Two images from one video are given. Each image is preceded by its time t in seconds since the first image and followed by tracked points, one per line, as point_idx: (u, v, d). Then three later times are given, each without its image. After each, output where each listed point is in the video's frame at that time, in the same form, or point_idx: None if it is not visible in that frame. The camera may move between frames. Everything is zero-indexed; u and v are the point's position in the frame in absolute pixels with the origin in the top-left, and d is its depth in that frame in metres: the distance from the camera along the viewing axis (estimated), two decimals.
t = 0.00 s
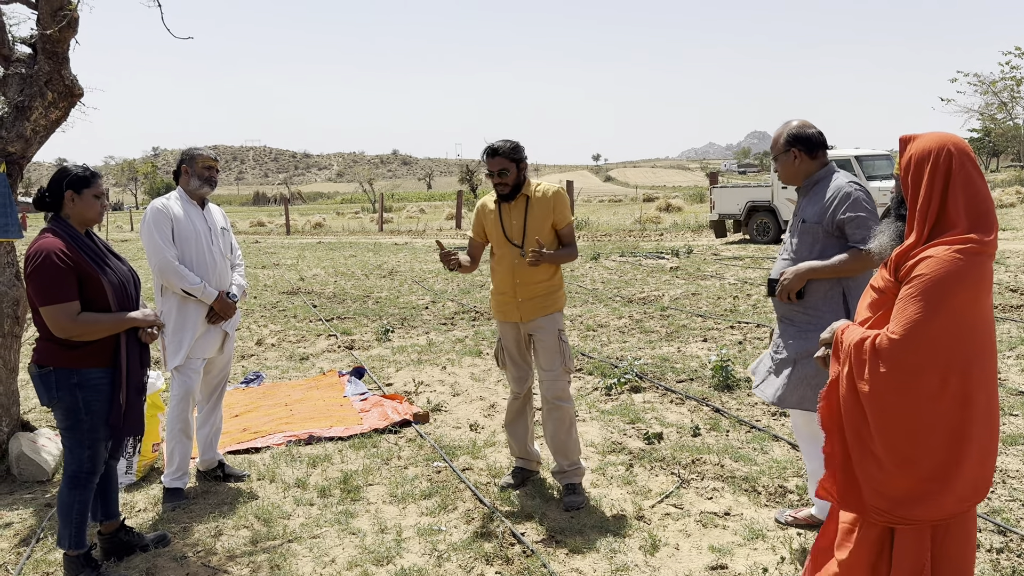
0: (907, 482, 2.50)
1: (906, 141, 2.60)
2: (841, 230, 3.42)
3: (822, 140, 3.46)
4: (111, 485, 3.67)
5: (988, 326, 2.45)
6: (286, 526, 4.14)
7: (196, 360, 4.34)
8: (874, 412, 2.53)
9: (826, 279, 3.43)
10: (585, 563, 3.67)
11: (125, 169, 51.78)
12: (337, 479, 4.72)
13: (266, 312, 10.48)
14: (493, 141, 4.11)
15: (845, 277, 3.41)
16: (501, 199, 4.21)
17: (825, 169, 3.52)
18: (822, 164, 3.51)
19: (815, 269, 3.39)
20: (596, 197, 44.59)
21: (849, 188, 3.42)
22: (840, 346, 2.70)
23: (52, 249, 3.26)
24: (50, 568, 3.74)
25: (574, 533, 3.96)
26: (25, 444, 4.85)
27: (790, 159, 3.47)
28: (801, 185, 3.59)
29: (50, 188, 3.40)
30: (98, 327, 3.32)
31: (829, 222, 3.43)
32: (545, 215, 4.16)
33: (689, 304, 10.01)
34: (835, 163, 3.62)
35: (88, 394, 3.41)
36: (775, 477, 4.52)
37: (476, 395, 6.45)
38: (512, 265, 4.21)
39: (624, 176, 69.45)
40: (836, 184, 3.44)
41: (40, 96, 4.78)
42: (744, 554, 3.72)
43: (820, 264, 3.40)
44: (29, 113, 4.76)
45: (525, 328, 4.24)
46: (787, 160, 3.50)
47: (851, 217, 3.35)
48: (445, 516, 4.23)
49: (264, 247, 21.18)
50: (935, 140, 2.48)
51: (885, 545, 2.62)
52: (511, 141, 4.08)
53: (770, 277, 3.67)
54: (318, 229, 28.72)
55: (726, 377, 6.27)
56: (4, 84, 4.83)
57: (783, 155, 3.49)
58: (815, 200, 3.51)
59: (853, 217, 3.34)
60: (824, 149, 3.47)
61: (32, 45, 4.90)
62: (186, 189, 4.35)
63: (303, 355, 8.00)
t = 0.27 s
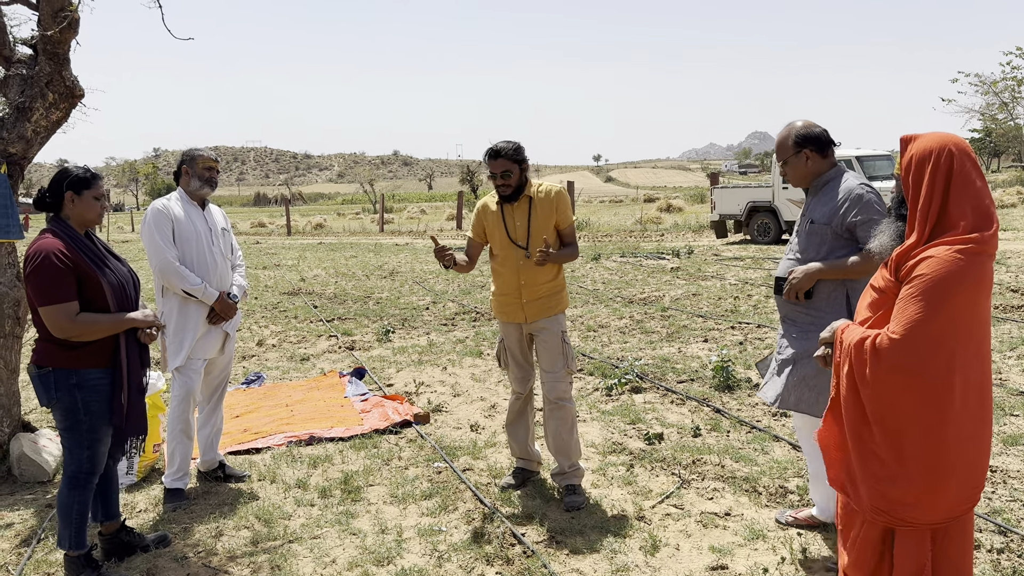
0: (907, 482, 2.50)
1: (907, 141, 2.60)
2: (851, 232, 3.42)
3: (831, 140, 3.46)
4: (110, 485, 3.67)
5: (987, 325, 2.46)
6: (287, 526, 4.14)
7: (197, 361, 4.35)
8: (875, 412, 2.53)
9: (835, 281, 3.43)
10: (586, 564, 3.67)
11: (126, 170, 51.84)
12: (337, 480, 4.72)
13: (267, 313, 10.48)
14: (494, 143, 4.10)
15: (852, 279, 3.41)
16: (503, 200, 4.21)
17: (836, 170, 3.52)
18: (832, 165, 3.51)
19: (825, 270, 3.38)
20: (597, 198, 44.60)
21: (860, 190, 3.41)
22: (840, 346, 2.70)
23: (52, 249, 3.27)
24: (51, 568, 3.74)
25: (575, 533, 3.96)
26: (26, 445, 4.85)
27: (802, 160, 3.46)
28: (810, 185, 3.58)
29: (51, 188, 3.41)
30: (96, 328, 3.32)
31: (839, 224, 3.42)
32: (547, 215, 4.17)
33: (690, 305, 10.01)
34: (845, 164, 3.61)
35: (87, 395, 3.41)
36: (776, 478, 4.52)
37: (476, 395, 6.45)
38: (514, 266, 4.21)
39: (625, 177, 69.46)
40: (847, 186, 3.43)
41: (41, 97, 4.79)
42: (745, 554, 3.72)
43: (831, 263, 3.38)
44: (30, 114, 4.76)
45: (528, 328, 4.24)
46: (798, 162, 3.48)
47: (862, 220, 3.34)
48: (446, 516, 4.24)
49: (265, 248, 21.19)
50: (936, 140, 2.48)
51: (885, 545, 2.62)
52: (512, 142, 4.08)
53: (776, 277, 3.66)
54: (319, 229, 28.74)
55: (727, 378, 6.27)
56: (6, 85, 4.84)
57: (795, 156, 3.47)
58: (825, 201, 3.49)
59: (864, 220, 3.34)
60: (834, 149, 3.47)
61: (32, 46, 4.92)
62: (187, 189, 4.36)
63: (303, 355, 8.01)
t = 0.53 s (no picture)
0: (909, 482, 2.49)
1: (909, 141, 2.60)
2: (855, 232, 3.41)
3: (833, 140, 3.47)
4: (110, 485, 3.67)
5: (988, 325, 2.46)
6: (288, 526, 4.14)
7: (198, 361, 4.35)
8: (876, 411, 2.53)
9: (840, 281, 3.42)
10: (587, 563, 3.67)
11: (127, 171, 51.88)
12: (338, 480, 4.72)
13: (268, 313, 10.49)
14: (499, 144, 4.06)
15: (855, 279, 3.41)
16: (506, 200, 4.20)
17: (839, 170, 3.52)
18: (835, 165, 3.52)
19: (830, 269, 3.38)
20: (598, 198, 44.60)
21: (864, 190, 3.41)
22: (841, 345, 2.70)
23: (51, 249, 3.27)
24: (52, 568, 3.74)
25: (576, 533, 3.96)
26: (27, 445, 4.85)
27: (806, 160, 3.47)
28: (813, 185, 3.58)
29: (51, 189, 3.41)
30: (95, 328, 3.32)
31: (843, 224, 3.42)
32: (549, 215, 4.16)
33: (691, 305, 10.01)
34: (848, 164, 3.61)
35: (86, 394, 3.41)
36: (777, 478, 4.52)
37: (477, 395, 6.45)
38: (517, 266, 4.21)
39: (625, 177, 69.45)
40: (851, 186, 3.42)
41: (42, 97, 4.79)
42: (746, 554, 3.72)
43: (835, 263, 3.38)
44: (31, 114, 4.77)
45: (529, 328, 4.24)
46: (802, 162, 3.49)
47: (866, 220, 3.34)
48: (447, 516, 4.24)
49: (266, 248, 21.21)
50: (938, 140, 2.47)
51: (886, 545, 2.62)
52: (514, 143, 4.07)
53: (778, 276, 3.66)
54: (320, 229, 28.75)
55: (727, 378, 6.27)
56: (7, 86, 4.85)
57: (799, 157, 3.47)
58: (829, 201, 3.49)
59: (868, 220, 3.33)
60: (836, 148, 3.48)
61: (33, 46, 4.93)
62: (187, 190, 4.36)
63: (304, 355, 8.01)
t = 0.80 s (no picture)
0: (911, 480, 2.49)
1: (909, 140, 2.60)
2: (856, 232, 3.41)
3: (834, 140, 3.48)
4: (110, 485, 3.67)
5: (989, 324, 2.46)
6: (288, 526, 4.14)
7: (198, 361, 4.35)
8: (877, 411, 2.53)
9: (841, 280, 3.42)
10: (587, 563, 3.67)
11: (127, 171, 51.91)
12: (339, 480, 4.72)
13: (268, 313, 10.49)
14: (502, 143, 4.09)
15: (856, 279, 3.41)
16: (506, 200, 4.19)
17: (840, 170, 3.52)
18: (836, 165, 3.52)
19: (832, 269, 3.38)
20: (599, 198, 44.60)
21: (865, 190, 3.41)
22: (841, 345, 2.70)
23: (49, 249, 3.27)
24: (53, 568, 3.74)
25: (576, 533, 3.96)
26: (28, 445, 4.85)
27: (808, 160, 3.47)
28: (814, 185, 3.58)
29: (49, 190, 3.42)
30: (94, 328, 3.33)
31: (845, 224, 3.42)
32: (550, 216, 4.17)
33: (691, 305, 10.00)
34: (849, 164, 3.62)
35: (85, 394, 3.42)
36: (777, 477, 4.52)
37: (478, 395, 6.45)
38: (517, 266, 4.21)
39: (626, 177, 69.45)
40: (852, 186, 3.42)
41: (43, 98, 4.80)
42: (747, 553, 3.72)
43: (836, 263, 3.38)
44: (32, 115, 4.78)
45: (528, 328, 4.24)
46: (804, 163, 3.49)
47: (867, 221, 3.34)
48: (447, 516, 4.24)
49: (267, 248, 21.21)
50: (938, 139, 2.47)
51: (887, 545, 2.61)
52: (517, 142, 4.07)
53: (779, 276, 3.66)
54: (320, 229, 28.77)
55: (728, 378, 6.27)
56: (7, 86, 4.85)
57: (801, 157, 3.47)
58: (831, 201, 3.49)
59: (870, 220, 3.33)
60: (836, 149, 3.49)
61: (34, 47, 4.94)
62: (188, 190, 4.36)
63: (305, 355, 8.01)
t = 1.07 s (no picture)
0: (908, 480, 2.50)
1: (909, 141, 2.60)
2: (856, 232, 3.41)
3: (834, 140, 3.48)
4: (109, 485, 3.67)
5: (989, 326, 2.46)
6: (289, 526, 4.15)
7: (199, 361, 4.35)
8: (876, 411, 2.54)
9: (841, 281, 3.42)
10: (587, 563, 3.67)
11: (128, 171, 51.92)
12: (339, 480, 4.73)
13: (268, 314, 10.50)
14: (498, 140, 4.11)
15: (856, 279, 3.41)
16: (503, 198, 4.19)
17: (840, 171, 3.52)
18: (836, 165, 3.52)
19: (831, 270, 3.38)
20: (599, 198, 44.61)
21: (865, 190, 3.42)
22: (841, 345, 2.71)
23: (48, 250, 3.28)
24: (53, 568, 3.75)
25: (576, 533, 3.96)
26: (28, 445, 4.86)
27: (808, 160, 3.47)
28: (814, 186, 3.58)
29: (48, 190, 3.42)
30: (92, 328, 3.33)
31: (845, 224, 3.42)
32: (547, 216, 4.16)
33: (691, 305, 10.01)
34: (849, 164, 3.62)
35: (84, 395, 3.42)
36: (777, 478, 4.52)
37: (478, 395, 6.46)
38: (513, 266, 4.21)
39: (626, 177, 69.45)
40: (853, 186, 3.42)
41: (43, 98, 4.80)
42: (746, 553, 3.72)
43: (837, 263, 3.38)
44: (32, 115, 4.78)
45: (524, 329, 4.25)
46: (804, 163, 3.49)
47: (868, 221, 3.34)
48: (447, 516, 4.24)
49: (267, 248, 21.22)
50: (938, 140, 2.48)
51: (884, 544, 2.61)
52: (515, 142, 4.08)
53: (779, 276, 3.66)
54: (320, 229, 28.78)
55: (728, 378, 6.28)
56: (8, 87, 4.86)
57: (801, 157, 3.48)
58: (831, 201, 3.49)
59: (870, 220, 3.33)
60: (836, 149, 3.49)
61: (34, 47, 4.94)
62: (188, 190, 4.36)
63: (305, 356, 8.02)
